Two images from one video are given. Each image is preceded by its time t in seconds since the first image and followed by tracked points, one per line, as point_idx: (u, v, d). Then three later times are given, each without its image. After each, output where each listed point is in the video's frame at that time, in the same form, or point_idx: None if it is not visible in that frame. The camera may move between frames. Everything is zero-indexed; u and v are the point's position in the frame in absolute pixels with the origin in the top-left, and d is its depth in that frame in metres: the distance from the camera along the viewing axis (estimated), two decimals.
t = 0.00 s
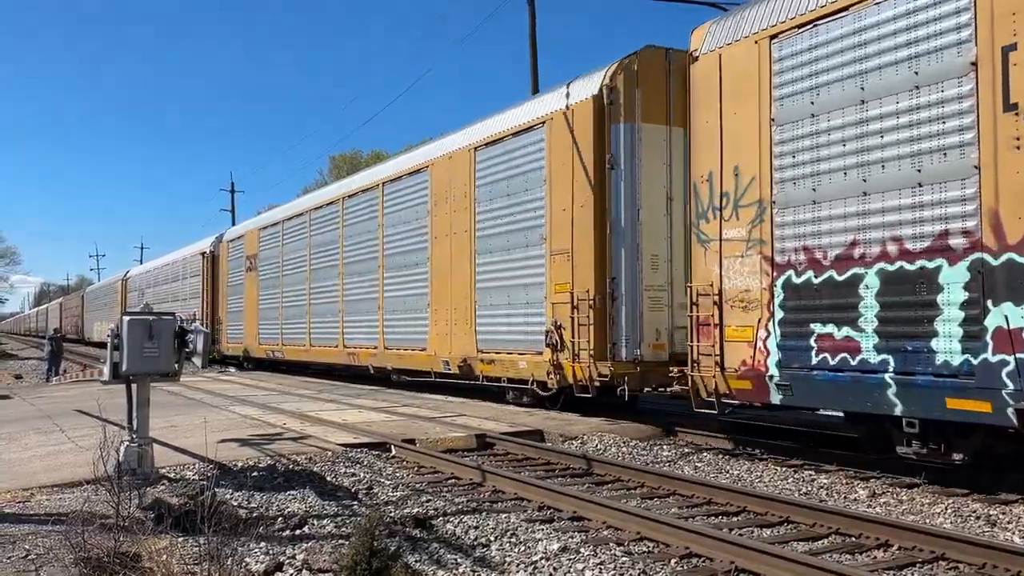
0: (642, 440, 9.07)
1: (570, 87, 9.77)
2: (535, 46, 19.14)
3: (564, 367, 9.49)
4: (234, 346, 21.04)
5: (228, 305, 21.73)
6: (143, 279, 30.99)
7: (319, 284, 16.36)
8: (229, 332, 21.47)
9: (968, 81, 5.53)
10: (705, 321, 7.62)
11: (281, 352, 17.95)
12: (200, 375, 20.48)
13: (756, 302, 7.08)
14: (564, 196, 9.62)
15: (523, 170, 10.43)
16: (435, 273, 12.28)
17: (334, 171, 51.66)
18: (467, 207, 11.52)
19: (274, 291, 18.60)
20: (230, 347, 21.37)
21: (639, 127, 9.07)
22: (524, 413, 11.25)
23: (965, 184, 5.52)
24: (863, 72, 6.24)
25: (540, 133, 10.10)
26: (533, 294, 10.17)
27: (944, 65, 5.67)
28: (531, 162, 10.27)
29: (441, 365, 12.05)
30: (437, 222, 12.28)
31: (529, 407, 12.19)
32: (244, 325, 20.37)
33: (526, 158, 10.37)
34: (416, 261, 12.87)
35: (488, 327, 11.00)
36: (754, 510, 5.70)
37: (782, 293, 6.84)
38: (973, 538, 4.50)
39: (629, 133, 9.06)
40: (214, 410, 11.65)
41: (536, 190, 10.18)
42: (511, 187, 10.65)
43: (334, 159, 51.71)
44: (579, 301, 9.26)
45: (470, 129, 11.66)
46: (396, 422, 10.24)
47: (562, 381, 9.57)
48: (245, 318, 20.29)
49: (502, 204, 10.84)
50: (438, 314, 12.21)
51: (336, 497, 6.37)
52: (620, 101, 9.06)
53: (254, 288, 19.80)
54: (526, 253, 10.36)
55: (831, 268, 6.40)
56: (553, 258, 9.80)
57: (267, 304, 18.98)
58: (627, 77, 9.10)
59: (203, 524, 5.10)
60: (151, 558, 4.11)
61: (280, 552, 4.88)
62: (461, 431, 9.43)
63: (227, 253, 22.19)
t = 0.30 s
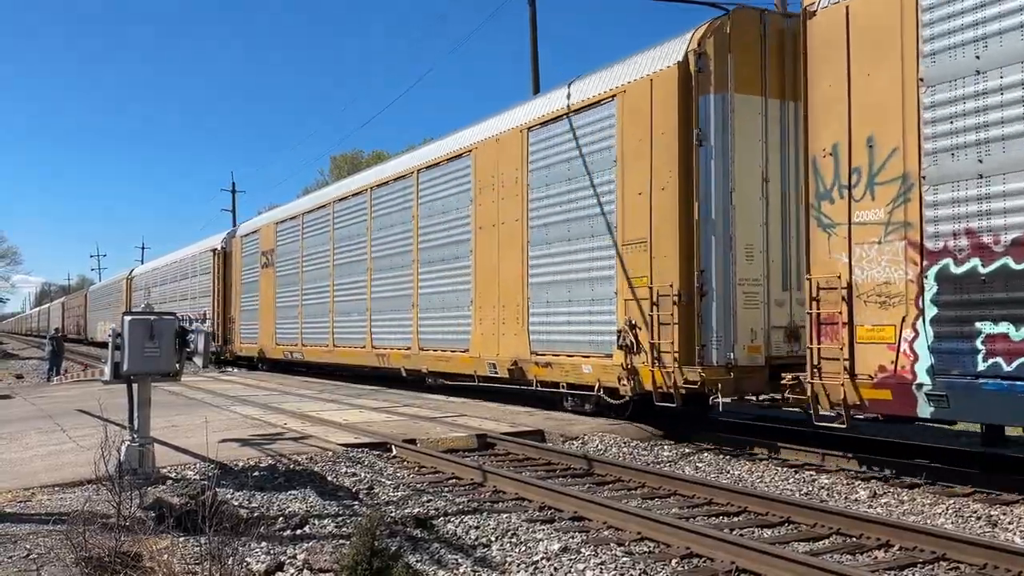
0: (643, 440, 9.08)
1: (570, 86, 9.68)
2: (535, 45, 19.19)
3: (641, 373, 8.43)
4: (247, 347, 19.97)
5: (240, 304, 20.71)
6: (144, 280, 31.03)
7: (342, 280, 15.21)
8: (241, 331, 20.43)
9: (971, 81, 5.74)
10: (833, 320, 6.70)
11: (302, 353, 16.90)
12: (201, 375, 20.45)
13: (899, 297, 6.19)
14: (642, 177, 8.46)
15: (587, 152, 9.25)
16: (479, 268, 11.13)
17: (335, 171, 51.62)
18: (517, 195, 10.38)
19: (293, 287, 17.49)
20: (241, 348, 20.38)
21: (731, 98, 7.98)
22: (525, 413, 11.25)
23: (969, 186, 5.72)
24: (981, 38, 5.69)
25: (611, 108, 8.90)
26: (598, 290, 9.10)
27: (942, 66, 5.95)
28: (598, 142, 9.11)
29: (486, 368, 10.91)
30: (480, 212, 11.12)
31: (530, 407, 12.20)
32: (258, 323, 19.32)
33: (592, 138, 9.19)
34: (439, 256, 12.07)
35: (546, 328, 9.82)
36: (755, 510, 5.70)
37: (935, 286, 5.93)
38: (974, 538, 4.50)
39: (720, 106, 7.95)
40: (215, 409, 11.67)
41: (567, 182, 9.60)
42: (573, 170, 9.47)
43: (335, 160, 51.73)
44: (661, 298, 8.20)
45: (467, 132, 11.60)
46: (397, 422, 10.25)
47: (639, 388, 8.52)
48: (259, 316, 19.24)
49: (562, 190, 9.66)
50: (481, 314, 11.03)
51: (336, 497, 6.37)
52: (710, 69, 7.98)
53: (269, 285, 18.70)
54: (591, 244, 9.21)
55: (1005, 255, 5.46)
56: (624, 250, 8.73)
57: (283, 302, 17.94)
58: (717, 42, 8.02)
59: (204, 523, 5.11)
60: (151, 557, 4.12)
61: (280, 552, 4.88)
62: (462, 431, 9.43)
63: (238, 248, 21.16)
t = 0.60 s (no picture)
0: (643, 440, 9.09)
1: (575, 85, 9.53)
2: (535, 45, 19.18)
3: (741, 379, 7.28)
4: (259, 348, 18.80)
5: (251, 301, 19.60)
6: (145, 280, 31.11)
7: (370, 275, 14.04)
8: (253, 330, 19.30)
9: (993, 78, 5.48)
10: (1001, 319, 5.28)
11: (323, 354, 15.66)
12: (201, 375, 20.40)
13: None
14: (744, 152, 7.30)
15: (669, 127, 8.08)
16: (532, 260, 9.99)
17: (337, 172, 51.56)
18: (580, 179, 9.29)
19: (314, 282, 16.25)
20: (252, 348, 19.21)
21: (854, 59, 6.92)
22: (525, 413, 11.26)
23: None
24: None
25: (703, 75, 7.72)
26: (684, 284, 7.93)
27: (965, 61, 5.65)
28: (685, 115, 7.93)
29: (541, 372, 9.80)
30: (532, 199, 10.01)
31: (530, 408, 12.21)
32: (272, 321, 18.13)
33: (675, 111, 8.03)
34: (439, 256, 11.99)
35: (618, 330, 8.73)
36: (756, 510, 5.70)
37: None
38: (975, 539, 4.49)
39: (839, 68, 6.87)
40: (216, 409, 11.67)
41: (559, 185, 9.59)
42: (652, 148, 8.25)
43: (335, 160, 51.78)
44: (768, 293, 7.07)
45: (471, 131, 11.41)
46: (397, 422, 10.25)
47: (736, 399, 7.33)
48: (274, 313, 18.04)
49: (637, 172, 8.46)
50: (534, 313, 9.90)
51: (337, 497, 6.37)
52: (830, 25, 6.86)
53: (286, 281, 17.54)
54: (676, 232, 8.02)
55: None
56: (715, 238, 7.58)
57: (303, 298, 16.73)
58: None
59: (205, 523, 5.12)
60: (151, 557, 4.12)
61: (281, 551, 4.88)
62: (462, 431, 9.43)
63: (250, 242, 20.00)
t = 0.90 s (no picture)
0: (643, 440, 9.09)
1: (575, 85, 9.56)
2: (535, 46, 19.20)
3: (878, 390, 6.21)
4: (276, 349, 18.12)
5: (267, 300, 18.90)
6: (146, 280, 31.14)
7: (400, 271, 13.15)
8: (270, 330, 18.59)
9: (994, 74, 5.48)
10: None
11: (348, 356, 14.87)
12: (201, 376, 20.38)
13: None
14: (882, 120, 6.25)
15: (772, 95, 7.02)
16: (602, 251, 8.92)
17: (337, 172, 51.51)
18: (660, 158, 8.20)
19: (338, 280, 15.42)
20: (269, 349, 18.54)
21: None
22: (525, 413, 11.27)
23: None
24: None
25: (822, 32, 6.65)
26: (797, 277, 6.82)
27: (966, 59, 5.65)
28: (799, 79, 6.84)
29: (609, 378, 8.82)
30: (600, 183, 8.95)
31: (530, 407, 12.21)
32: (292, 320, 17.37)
33: (784, 75, 6.95)
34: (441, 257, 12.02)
35: (708, 330, 7.62)
36: (756, 510, 5.70)
37: None
38: (975, 539, 4.49)
39: (1006, 16, 5.89)
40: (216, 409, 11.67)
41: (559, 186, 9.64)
42: (716, 130, 7.56)
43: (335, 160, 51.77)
44: (913, 288, 6.01)
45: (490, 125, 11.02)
46: (397, 421, 10.26)
47: (869, 412, 6.29)
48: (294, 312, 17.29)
49: (733, 149, 7.38)
50: (602, 312, 8.90)
51: (337, 497, 6.36)
52: None
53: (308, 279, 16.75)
54: (784, 216, 6.94)
55: None
56: (839, 223, 6.50)
57: (325, 297, 15.91)
58: None
59: (205, 522, 5.12)
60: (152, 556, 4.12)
61: (281, 551, 4.88)
62: (462, 430, 9.44)
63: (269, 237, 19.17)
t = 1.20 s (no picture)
0: (643, 440, 9.09)
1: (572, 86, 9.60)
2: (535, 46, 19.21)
3: None
4: (292, 350, 17.26)
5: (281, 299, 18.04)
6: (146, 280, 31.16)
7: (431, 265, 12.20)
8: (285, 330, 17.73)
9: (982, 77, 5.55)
10: None
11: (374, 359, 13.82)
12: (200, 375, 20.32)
13: None
14: None
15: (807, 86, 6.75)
16: (687, 243, 7.78)
17: (337, 171, 51.43)
18: (764, 132, 7.08)
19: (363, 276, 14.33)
20: (286, 351, 17.62)
21: None
22: (525, 413, 11.27)
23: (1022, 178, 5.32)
24: None
25: None
26: (953, 268, 5.70)
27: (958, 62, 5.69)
28: (956, 29, 5.72)
29: (696, 387, 7.69)
30: (683, 163, 7.83)
31: (530, 407, 12.20)
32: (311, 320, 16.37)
33: (931, 26, 5.87)
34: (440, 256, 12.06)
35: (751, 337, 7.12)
36: (756, 510, 5.69)
37: None
38: (976, 539, 4.49)
39: None
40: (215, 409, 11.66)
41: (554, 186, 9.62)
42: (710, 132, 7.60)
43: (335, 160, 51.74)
44: None
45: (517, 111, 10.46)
46: (397, 421, 10.25)
47: None
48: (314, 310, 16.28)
49: (865, 118, 6.30)
50: (688, 310, 7.77)
51: (337, 497, 6.36)
52: None
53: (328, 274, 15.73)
54: (936, 194, 5.80)
55: None
56: (1013, 200, 5.35)
57: (348, 295, 14.88)
58: None
59: (205, 522, 5.11)
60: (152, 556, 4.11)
61: (281, 551, 4.88)
62: (462, 430, 9.44)
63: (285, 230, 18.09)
